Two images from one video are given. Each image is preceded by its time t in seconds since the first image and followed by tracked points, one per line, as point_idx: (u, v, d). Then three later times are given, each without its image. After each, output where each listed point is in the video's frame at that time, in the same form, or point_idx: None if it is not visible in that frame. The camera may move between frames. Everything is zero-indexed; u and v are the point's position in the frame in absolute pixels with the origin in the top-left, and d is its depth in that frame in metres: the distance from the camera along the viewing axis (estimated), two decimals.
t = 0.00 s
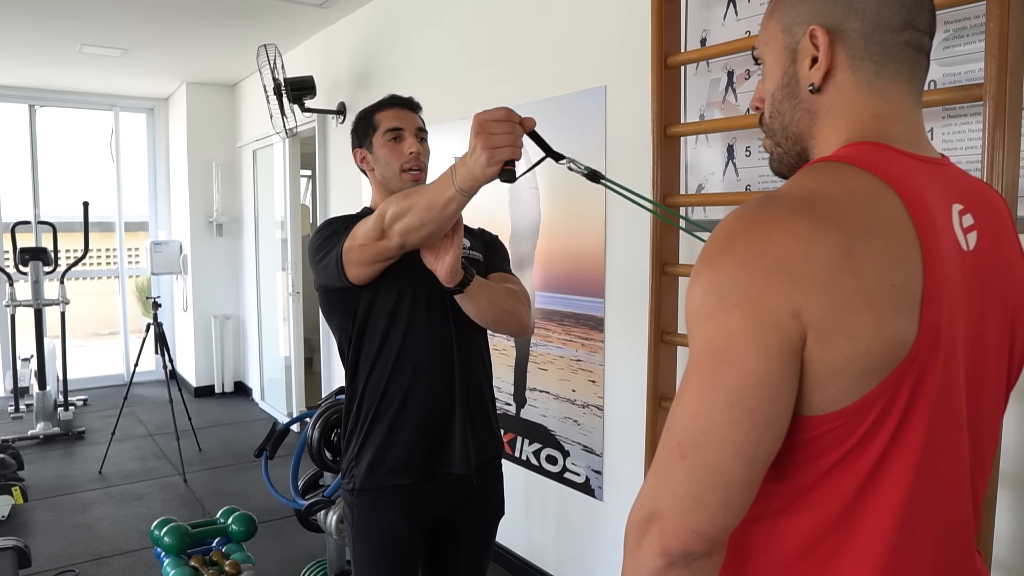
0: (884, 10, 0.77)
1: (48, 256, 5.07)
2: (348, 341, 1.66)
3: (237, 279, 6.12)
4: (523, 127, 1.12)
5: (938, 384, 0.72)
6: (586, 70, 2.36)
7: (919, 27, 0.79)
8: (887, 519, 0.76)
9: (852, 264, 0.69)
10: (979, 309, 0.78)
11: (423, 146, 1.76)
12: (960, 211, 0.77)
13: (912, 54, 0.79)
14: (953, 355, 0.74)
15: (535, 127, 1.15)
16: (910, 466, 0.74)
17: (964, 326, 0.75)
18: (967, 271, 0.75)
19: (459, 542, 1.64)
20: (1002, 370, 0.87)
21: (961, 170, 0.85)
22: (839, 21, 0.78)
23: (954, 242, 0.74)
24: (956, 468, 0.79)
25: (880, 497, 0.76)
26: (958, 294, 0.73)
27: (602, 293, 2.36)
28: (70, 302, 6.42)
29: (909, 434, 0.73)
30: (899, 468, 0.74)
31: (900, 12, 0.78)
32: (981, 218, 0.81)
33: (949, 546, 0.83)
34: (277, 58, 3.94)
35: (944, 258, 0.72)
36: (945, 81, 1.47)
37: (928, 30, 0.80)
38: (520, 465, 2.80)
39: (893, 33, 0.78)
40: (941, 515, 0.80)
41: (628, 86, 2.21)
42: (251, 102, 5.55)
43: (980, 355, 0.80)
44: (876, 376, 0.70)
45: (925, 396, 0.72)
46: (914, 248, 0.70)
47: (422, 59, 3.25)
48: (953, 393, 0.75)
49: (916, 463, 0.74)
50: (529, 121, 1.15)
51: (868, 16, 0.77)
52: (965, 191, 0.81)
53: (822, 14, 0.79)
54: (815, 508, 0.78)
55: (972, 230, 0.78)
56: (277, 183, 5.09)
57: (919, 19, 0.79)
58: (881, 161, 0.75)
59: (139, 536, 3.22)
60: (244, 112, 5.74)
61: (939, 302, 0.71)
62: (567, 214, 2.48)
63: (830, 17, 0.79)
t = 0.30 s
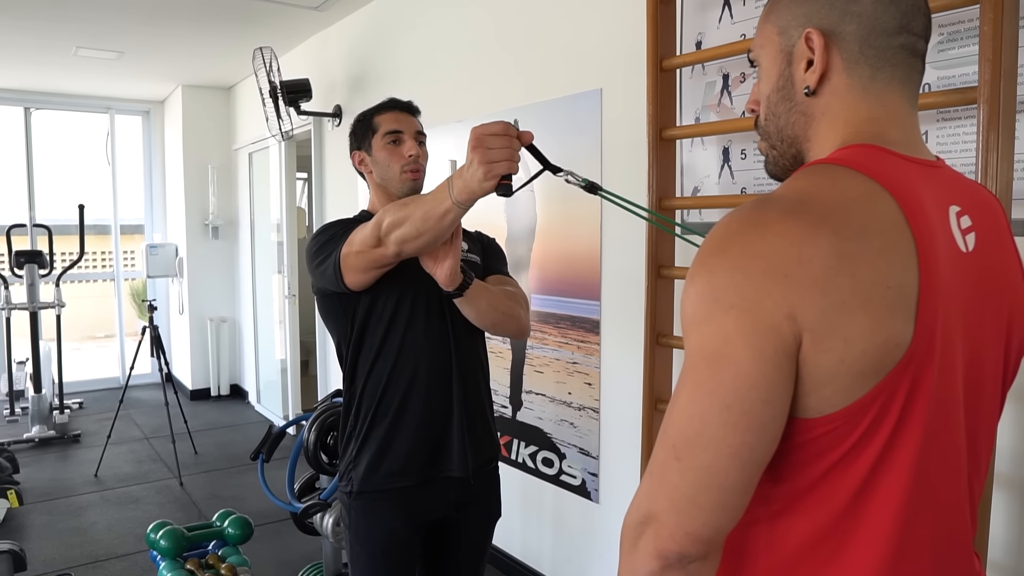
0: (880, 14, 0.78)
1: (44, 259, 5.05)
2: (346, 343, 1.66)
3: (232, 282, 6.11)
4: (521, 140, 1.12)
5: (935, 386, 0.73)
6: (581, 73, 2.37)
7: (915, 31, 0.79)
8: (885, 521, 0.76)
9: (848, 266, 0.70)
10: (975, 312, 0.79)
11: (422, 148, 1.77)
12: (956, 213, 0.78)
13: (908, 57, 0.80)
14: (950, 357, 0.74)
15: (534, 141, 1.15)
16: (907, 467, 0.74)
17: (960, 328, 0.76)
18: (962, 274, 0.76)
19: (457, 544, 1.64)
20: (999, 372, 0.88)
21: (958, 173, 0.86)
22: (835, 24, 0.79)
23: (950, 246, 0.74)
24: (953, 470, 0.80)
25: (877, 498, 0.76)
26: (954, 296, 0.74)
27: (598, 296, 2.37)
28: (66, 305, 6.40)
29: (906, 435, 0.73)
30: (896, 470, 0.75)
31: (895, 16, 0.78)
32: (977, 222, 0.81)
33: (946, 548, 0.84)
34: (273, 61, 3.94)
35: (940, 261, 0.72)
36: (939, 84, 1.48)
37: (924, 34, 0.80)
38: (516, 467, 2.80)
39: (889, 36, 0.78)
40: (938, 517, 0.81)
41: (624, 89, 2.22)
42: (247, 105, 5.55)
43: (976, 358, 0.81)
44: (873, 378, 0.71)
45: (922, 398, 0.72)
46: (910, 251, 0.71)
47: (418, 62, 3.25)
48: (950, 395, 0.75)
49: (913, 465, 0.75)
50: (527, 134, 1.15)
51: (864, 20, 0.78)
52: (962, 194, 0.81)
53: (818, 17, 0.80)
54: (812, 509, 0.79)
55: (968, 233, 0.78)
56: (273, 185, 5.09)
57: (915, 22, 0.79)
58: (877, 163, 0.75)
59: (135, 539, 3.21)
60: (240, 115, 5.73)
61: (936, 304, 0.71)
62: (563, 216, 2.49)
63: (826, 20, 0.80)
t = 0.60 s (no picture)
0: (878, 16, 0.79)
1: (42, 261, 5.05)
2: (345, 345, 1.66)
3: (230, 283, 6.11)
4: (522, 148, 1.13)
5: (932, 386, 0.73)
6: (580, 74, 2.37)
7: (913, 34, 0.80)
8: (882, 521, 0.77)
9: (844, 267, 0.70)
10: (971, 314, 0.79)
11: (421, 150, 1.77)
12: (953, 214, 0.78)
13: (905, 60, 0.80)
14: (947, 357, 0.75)
15: (535, 148, 1.15)
16: (904, 467, 0.75)
17: (957, 330, 0.76)
18: (959, 275, 0.76)
19: (456, 545, 1.65)
20: (996, 374, 0.88)
21: (955, 174, 0.86)
22: (833, 26, 0.80)
23: (946, 248, 0.75)
24: (950, 471, 0.80)
25: (874, 499, 0.77)
26: (950, 297, 0.74)
27: (596, 297, 2.37)
28: (64, 307, 6.40)
29: (902, 436, 0.74)
30: (893, 470, 0.75)
31: (893, 19, 0.79)
32: (974, 223, 0.82)
33: (944, 547, 0.84)
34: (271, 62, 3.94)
35: (937, 262, 0.72)
36: (936, 86, 1.49)
37: (921, 37, 0.81)
38: (514, 468, 2.80)
39: (886, 39, 0.79)
40: (935, 518, 0.81)
41: (621, 90, 2.22)
42: (245, 106, 5.55)
43: (973, 359, 0.81)
44: (869, 379, 0.71)
45: (919, 399, 0.73)
46: (906, 253, 0.71)
47: (416, 64, 3.26)
48: (946, 395, 0.76)
49: (910, 464, 0.75)
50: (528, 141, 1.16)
51: (861, 23, 0.79)
52: (959, 196, 0.82)
53: (815, 19, 0.81)
54: (809, 511, 0.79)
55: (965, 234, 0.79)
56: (271, 186, 5.09)
57: (913, 26, 0.80)
58: (874, 165, 0.76)
59: (133, 540, 3.21)
60: (238, 116, 5.73)
61: (932, 305, 0.72)
62: (561, 217, 2.49)
63: (824, 22, 0.80)
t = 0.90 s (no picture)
0: (878, 16, 0.78)
1: (43, 259, 5.05)
2: (346, 344, 1.67)
3: (231, 282, 6.11)
4: (523, 154, 1.12)
5: (931, 383, 0.73)
6: (580, 72, 2.37)
7: (913, 34, 0.80)
8: (880, 519, 0.77)
9: (843, 264, 0.70)
10: (971, 312, 0.79)
11: (422, 149, 1.77)
12: (952, 211, 0.78)
13: (905, 60, 0.80)
14: (947, 354, 0.75)
15: (536, 154, 1.15)
16: (904, 464, 0.75)
17: (956, 327, 0.77)
18: (958, 272, 0.76)
19: (458, 542, 1.65)
20: (996, 372, 0.88)
21: (955, 171, 0.86)
22: (834, 24, 0.79)
23: (945, 245, 0.75)
24: (950, 468, 0.80)
25: (873, 496, 0.77)
26: (949, 294, 0.74)
27: (597, 295, 2.37)
28: (65, 305, 6.39)
29: (902, 433, 0.74)
30: (893, 467, 0.75)
31: (894, 19, 0.78)
32: (974, 220, 0.82)
33: (944, 544, 0.84)
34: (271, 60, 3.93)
35: (936, 258, 0.72)
36: (938, 83, 1.49)
37: (923, 37, 0.81)
38: (514, 466, 2.81)
39: (886, 39, 0.79)
40: (936, 516, 0.81)
41: (622, 88, 2.22)
42: (245, 104, 5.55)
43: (971, 357, 0.81)
44: (869, 376, 0.71)
45: (917, 397, 0.73)
46: (904, 250, 0.71)
47: (416, 62, 3.25)
48: (946, 392, 0.76)
49: (910, 462, 0.75)
50: (530, 148, 1.15)
51: (861, 22, 0.78)
52: (958, 193, 0.82)
53: (816, 16, 0.80)
54: (808, 508, 0.79)
55: (964, 231, 0.79)
56: (272, 185, 5.09)
57: (914, 25, 0.79)
58: (873, 163, 0.76)
59: (135, 538, 3.21)
60: (239, 114, 5.73)
61: (931, 303, 0.72)
62: (562, 215, 2.49)
63: (825, 20, 0.80)
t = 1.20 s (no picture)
0: (903, 22, 0.77)
1: (45, 258, 5.04)
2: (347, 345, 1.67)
3: (233, 280, 6.12)
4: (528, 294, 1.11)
5: (927, 381, 0.73)
6: (582, 71, 2.37)
7: (934, 45, 0.79)
8: (877, 516, 0.77)
9: (839, 263, 0.70)
10: (967, 309, 0.79)
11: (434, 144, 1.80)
12: (948, 211, 0.78)
13: (920, 72, 0.80)
14: (942, 353, 0.75)
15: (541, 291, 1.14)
16: (900, 463, 0.75)
17: (952, 326, 0.76)
18: (954, 271, 0.76)
19: (458, 541, 1.65)
20: (992, 372, 0.88)
21: (953, 171, 0.86)
22: (856, 22, 0.79)
23: (942, 244, 0.75)
24: (945, 467, 0.80)
25: (868, 495, 0.77)
26: (945, 293, 0.74)
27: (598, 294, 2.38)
28: (66, 303, 6.40)
29: (897, 432, 0.74)
30: (888, 465, 0.75)
31: (918, 27, 0.78)
32: (970, 219, 0.82)
33: (939, 543, 0.84)
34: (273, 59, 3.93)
35: (932, 257, 0.72)
36: (941, 82, 1.48)
37: (943, 49, 0.80)
38: (516, 465, 2.81)
39: (907, 47, 0.78)
40: (932, 515, 0.81)
41: (624, 87, 2.22)
42: (247, 102, 5.55)
43: (967, 355, 0.81)
44: (864, 375, 0.71)
45: (913, 395, 0.73)
46: (901, 249, 0.71)
47: (418, 61, 3.25)
48: (941, 391, 0.76)
49: (906, 460, 0.75)
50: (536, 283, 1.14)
51: (884, 24, 0.78)
52: (955, 193, 0.82)
53: (841, 10, 0.79)
54: (804, 506, 0.79)
55: (961, 231, 0.79)
56: (274, 183, 5.09)
57: (937, 37, 0.79)
58: (871, 162, 0.75)
59: (137, 536, 3.22)
60: (241, 113, 5.73)
61: (928, 302, 0.71)
62: (564, 214, 2.49)
63: (850, 15, 0.79)
